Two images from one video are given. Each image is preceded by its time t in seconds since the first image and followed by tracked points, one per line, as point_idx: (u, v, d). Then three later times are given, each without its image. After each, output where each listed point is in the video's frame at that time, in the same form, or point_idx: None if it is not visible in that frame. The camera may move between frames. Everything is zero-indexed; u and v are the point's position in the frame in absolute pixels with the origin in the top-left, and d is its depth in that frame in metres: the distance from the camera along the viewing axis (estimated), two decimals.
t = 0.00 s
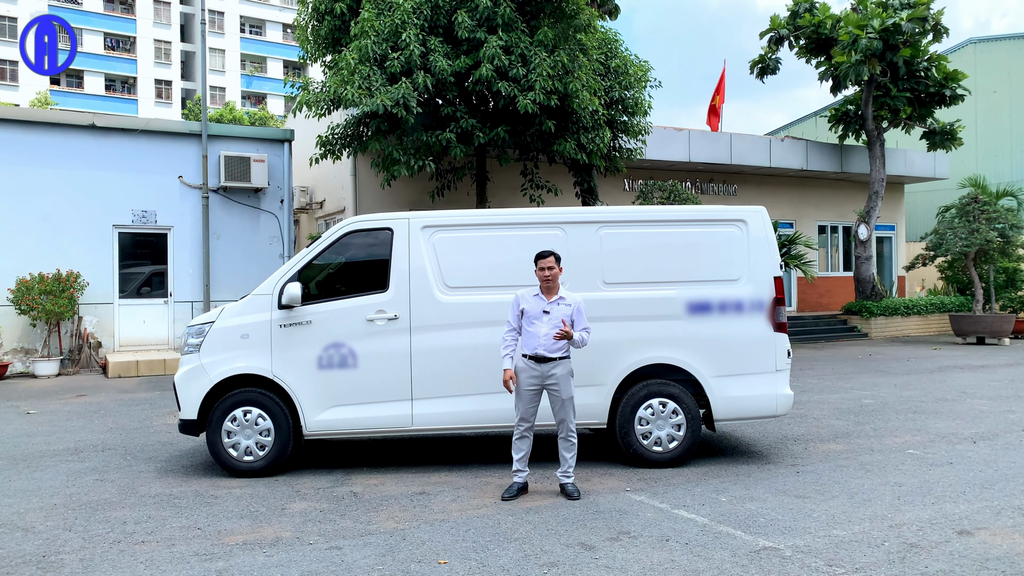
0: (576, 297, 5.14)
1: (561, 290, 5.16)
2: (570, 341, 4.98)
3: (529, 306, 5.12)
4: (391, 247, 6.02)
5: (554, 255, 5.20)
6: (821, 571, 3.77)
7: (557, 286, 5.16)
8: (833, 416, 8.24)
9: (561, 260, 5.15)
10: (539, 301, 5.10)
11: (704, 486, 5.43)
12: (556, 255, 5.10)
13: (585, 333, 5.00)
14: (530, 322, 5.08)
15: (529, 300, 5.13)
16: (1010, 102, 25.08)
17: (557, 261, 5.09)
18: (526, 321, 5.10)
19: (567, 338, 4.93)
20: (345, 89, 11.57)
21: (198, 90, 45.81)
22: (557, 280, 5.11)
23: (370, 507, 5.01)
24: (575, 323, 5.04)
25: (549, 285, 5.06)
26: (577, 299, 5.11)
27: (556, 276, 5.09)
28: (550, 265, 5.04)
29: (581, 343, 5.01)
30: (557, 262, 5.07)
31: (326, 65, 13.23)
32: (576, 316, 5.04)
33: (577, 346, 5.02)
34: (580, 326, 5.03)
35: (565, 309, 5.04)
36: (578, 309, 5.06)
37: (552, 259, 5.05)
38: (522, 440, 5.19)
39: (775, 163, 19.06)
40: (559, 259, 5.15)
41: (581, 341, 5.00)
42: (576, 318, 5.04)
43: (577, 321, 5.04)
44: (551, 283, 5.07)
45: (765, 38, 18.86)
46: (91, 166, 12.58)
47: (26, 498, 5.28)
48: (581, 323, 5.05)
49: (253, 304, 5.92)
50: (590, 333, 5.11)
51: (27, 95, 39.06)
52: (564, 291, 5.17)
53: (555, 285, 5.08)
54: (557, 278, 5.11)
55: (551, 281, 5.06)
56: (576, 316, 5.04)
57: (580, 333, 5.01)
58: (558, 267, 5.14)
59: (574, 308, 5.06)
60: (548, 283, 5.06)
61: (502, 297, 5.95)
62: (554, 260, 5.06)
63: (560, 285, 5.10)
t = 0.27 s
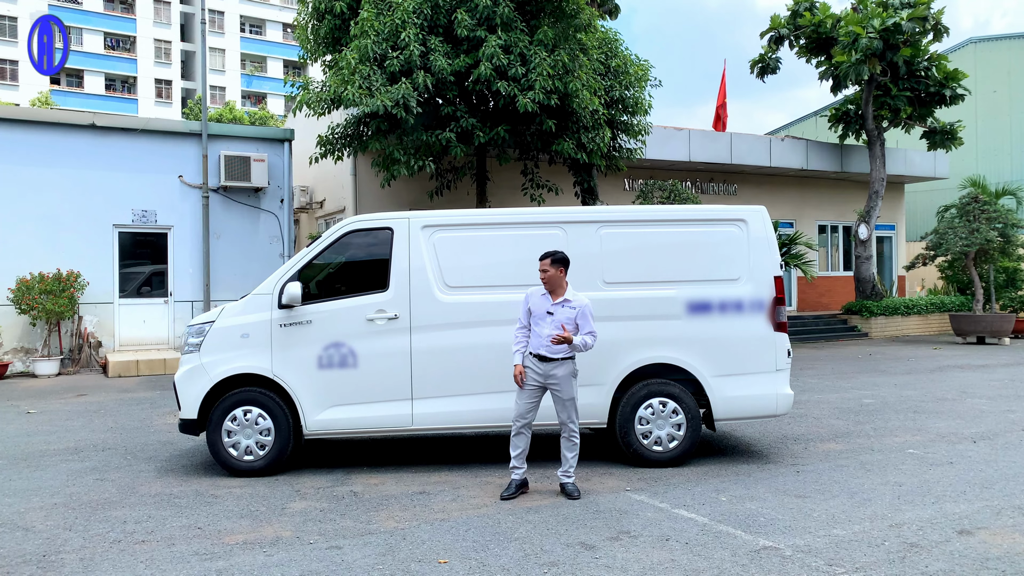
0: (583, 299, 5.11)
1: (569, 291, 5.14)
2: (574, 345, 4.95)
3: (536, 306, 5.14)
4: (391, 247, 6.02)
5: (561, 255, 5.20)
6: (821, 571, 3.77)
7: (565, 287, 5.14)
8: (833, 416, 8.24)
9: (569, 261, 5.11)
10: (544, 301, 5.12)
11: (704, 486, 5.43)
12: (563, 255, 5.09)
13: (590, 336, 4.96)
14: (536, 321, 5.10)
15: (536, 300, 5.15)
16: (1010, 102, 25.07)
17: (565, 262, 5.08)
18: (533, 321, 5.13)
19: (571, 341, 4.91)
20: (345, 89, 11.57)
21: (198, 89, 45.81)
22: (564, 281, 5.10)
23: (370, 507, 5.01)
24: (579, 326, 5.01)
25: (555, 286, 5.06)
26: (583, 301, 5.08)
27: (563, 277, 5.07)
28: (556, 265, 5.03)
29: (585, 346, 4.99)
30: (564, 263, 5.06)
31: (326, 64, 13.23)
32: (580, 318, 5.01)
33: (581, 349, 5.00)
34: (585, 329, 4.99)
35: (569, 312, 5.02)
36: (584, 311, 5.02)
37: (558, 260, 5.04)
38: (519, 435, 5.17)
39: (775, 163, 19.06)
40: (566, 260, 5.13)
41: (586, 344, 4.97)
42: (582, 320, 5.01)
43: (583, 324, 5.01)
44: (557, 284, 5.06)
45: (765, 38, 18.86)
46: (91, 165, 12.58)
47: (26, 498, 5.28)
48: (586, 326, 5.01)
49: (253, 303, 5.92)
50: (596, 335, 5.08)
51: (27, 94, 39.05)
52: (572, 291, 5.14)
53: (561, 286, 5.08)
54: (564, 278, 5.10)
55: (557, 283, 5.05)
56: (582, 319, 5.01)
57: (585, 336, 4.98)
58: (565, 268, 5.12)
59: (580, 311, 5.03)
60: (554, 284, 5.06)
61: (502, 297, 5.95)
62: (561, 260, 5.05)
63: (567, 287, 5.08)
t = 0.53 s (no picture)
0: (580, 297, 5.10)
1: (565, 290, 5.14)
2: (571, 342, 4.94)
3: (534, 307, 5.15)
4: (391, 247, 6.02)
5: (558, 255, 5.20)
6: (821, 571, 3.77)
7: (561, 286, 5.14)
8: (832, 416, 8.24)
9: (565, 260, 5.10)
10: (541, 301, 5.13)
11: (704, 485, 5.43)
12: (559, 255, 5.09)
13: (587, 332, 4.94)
14: (535, 321, 5.12)
15: (535, 300, 5.17)
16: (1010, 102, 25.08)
17: (562, 261, 5.08)
18: (532, 321, 5.15)
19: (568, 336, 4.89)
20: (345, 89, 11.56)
21: (198, 89, 45.81)
22: (560, 281, 5.10)
23: (369, 507, 5.01)
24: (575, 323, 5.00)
25: (551, 286, 5.07)
26: (580, 299, 5.07)
27: (559, 277, 5.07)
28: (552, 265, 5.03)
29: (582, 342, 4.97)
30: (560, 263, 5.06)
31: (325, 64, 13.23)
32: (576, 315, 5.01)
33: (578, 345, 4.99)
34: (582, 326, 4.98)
35: (565, 310, 5.03)
36: (579, 308, 5.02)
37: (554, 259, 5.04)
38: (525, 436, 5.17)
39: (775, 163, 19.06)
40: (562, 260, 5.12)
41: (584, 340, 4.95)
42: (577, 317, 5.01)
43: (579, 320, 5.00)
44: (553, 284, 5.07)
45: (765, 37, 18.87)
46: (90, 165, 12.57)
47: (25, 498, 5.28)
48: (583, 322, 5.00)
49: (253, 303, 5.92)
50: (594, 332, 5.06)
51: (27, 94, 39.04)
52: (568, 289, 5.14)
53: (558, 285, 5.09)
54: (560, 278, 5.10)
55: (554, 282, 5.06)
56: (578, 315, 5.00)
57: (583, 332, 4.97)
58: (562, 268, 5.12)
59: (575, 309, 5.03)
60: (550, 284, 5.07)
61: (501, 297, 5.95)
62: (557, 260, 5.05)
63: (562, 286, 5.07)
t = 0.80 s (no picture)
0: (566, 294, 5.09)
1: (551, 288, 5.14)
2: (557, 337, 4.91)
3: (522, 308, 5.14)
4: (392, 247, 6.02)
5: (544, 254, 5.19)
6: (821, 571, 3.77)
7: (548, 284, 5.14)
8: (832, 416, 8.24)
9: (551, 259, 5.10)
10: (529, 302, 5.13)
11: (704, 486, 5.43)
12: (545, 255, 5.08)
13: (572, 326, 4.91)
14: (523, 322, 5.12)
15: (522, 302, 5.16)
16: (1010, 102, 25.09)
17: (547, 261, 5.07)
18: (520, 323, 5.14)
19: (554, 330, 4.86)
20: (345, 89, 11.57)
21: (198, 89, 45.84)
22: (546, 280, 5.09)
23: (369, 507, 5.01)
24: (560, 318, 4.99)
25: (538, 286, 5.07)
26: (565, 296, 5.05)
27: (546, 277, 5.06)
28: (538, 265, 5.02)
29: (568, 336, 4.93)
30: (546, 263, 5.05)
31: (325, 64, 13.23)
32: (561, 310, 5.00)
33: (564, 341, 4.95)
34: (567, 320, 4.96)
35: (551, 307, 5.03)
36: (564, 304, 5.01)
37: (540, 259, 5.03)
38: (518, 437, 5.17)
39: (775, 163, 19.07)
40: (549, 259, 5.12)
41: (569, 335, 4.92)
42: (562, 312, 4.99)
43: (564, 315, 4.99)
44: (540, 284, 5.07)
45: (765, 38, 18.88)
46: (90, 166, 12.58)
47: (25, 499, 5.28)
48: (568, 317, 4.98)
49: (253, 304, 5.92)
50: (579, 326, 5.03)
51: (27, 95, 39.06)
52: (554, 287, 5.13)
53: (544, 284, 5.08)
54: (547, 278, 5.09)
55: (539, 283, 5.05)
56: (562, 311, 4.99)
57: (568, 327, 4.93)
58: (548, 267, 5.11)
59: (561, 305, 5.02)
60: (537, 284, 5.06)
61: (502, 297, 5.95)
62: (543, 260, 5.04)
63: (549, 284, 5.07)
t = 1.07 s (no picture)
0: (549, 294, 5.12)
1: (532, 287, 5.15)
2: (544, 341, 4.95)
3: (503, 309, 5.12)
4: (391, 247, 6.02)
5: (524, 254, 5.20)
6: (822, 571, 3.77)
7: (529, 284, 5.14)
8: (832, 416, 8.24)
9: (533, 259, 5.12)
10: (511, 302, 5.11)
11: (704, 485, 5.43)
12: (527, 254, 5.09)
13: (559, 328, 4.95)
14: (506, 323, 5.10)
15: (503, 303, 5.14)
16: (1010, 102, 25.08)
17: (529, 261, 5.07)
18: (502, 324, 5.12)
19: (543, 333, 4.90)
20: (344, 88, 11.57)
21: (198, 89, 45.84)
22: (528, 280, 5.09)
23: (369, 507, 5.01)
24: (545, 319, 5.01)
25: (520, 286, 5.07)
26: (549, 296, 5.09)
27: (527, 276, 5.06)
28: (520, 265, 5.02)
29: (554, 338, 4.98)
30: (528, 263, 5.05)
31: (325, 64, 13.22)
32: (546, 311, 5.03)
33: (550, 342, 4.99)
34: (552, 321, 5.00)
35: (536, 306, 5.05)
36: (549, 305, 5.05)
37: (521, 259, 5.03)
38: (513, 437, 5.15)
39: (775, 163, 19.07)
40: (530, 258, 5.12)
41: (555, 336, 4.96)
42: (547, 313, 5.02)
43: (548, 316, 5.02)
44: (522, 285, 5.07)
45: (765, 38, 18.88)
46: (90, 165, 12.57)
47: (25, 499, 5.27)
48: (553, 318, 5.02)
49: (253, 304, 5.92)
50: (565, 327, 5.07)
51: (27, 95, 39.07)
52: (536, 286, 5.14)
53: (527, 284, 5.08)
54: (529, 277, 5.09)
55: (521, 283, 5.05)
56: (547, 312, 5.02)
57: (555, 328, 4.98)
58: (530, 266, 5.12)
59: (545, 305, 5.06)
60: (519, 284, 5.06)
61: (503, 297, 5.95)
62: (524, 260, 5.04)
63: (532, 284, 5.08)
